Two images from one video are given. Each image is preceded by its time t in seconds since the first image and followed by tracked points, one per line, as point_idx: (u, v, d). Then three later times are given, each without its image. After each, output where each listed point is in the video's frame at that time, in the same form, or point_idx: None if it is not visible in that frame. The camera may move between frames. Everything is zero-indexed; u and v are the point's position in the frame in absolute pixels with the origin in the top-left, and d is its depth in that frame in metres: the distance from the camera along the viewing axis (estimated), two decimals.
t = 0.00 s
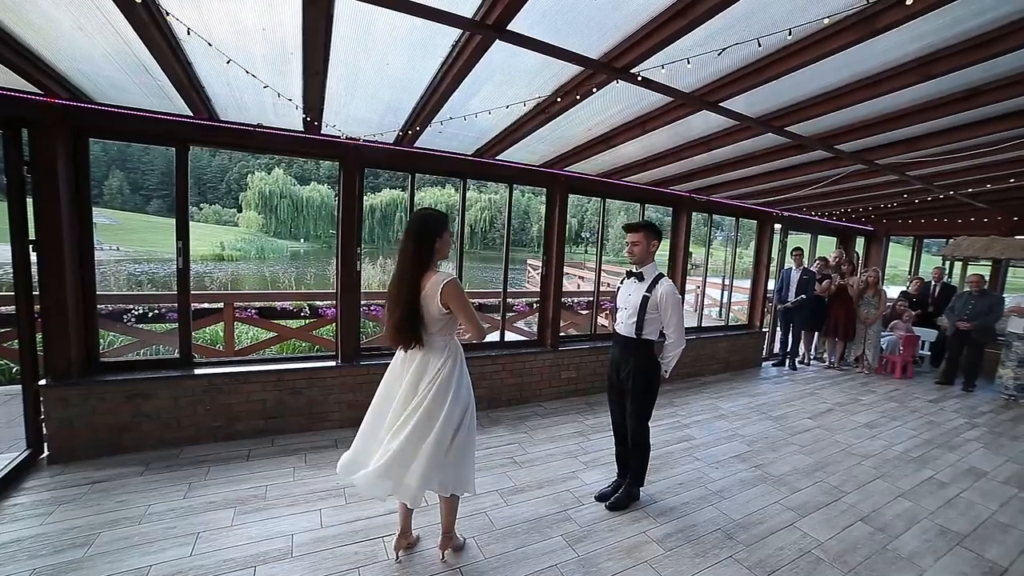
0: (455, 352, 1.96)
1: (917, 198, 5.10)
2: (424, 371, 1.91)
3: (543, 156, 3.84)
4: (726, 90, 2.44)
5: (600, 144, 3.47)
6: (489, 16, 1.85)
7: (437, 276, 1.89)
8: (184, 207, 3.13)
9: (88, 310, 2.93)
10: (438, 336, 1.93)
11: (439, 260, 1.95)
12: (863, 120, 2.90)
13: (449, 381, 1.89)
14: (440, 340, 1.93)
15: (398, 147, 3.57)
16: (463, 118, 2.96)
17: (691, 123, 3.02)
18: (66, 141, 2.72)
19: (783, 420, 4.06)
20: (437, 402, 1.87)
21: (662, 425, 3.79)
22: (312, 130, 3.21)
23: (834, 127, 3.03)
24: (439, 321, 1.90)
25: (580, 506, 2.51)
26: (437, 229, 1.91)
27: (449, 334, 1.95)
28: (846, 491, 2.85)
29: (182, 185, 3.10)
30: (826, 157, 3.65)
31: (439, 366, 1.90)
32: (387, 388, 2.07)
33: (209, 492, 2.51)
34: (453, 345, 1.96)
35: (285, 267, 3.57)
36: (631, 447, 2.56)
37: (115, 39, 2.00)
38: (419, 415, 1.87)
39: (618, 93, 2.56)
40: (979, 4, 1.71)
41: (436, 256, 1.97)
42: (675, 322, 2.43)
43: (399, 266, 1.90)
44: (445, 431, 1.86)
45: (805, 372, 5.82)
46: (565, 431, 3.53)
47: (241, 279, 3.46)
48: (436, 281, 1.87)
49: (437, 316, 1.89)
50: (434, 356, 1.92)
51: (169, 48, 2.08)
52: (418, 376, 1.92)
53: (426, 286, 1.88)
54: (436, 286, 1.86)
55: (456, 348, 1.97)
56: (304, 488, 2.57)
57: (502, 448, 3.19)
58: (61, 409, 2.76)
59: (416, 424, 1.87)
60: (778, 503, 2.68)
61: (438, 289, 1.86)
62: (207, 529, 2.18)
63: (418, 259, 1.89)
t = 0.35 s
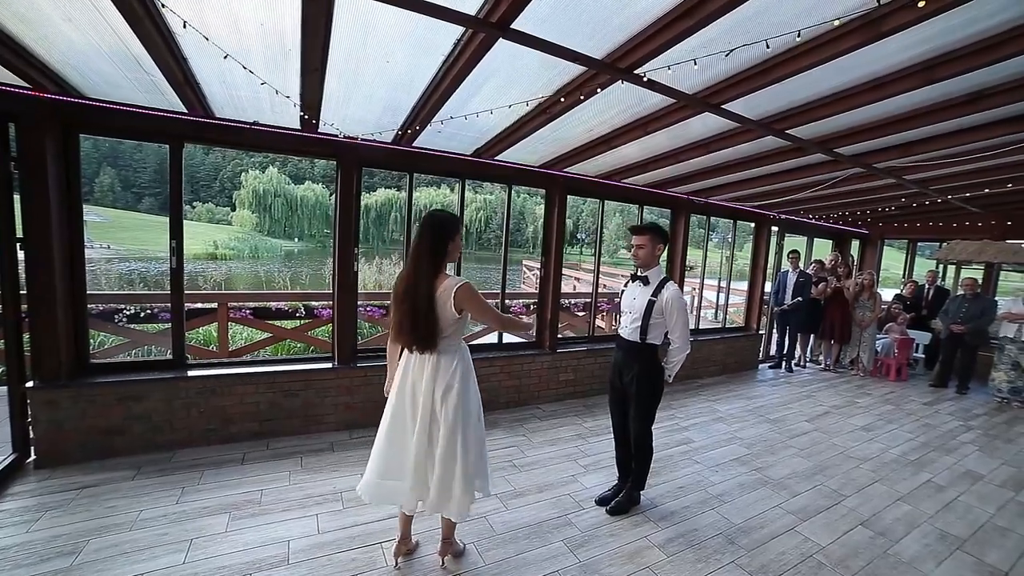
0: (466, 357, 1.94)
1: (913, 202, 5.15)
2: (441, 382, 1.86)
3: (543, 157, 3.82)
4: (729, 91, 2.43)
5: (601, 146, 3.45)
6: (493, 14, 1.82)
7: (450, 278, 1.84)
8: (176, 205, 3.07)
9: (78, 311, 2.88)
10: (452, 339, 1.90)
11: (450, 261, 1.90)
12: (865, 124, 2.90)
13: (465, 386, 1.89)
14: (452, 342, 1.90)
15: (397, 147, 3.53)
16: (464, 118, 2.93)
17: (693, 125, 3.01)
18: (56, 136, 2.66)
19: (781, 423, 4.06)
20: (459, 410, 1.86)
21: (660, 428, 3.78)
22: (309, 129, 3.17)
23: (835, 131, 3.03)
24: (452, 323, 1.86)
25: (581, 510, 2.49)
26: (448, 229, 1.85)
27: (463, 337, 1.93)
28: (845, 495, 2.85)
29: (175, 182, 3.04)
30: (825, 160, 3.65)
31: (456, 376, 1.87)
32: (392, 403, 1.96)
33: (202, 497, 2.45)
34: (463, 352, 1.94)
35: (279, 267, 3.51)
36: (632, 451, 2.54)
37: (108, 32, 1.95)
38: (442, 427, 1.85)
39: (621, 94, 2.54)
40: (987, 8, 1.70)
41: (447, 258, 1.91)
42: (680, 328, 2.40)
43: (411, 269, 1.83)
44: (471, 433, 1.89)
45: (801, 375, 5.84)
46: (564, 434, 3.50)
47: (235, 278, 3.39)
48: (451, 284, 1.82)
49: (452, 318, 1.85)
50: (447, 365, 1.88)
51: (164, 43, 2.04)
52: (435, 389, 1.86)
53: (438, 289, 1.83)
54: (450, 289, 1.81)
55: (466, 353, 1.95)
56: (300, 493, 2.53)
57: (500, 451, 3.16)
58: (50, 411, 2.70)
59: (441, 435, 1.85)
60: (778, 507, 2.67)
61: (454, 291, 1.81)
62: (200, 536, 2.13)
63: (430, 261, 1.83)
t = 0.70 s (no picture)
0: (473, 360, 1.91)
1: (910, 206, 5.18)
2: (456, 386, 1.84)
3: (544, 159, 3.81)
4: (732, 94, 2.42)
5: (602, 148, 3.44)
6: (499, 14, 1.81)
7: (460, 281, 1.82)
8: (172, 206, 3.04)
9: (73, 312, 2.83)
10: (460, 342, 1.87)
11: (459, 263, 1.88)
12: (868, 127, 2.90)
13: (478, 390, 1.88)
14: (461, 346, 1.88)
15: (397, 148, 3.50)
16: (466, 119, 2.91)
17: (695, 128, 3.00)
18: (53, 135, 2.63)
19: (781, 426, 4.06)
20: (474, 414, 1.86)
21: (661, 431, 3.76)
22: (309, 129, 3.14)
23: (837, 134, 3.03)
24: (461, 327, 1.84)
25: (583, 515, 2.47)
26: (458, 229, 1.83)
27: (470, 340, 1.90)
28: (847, 498, 2.84)
29: (171, 182, 3.01)
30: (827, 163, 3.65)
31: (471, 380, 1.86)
32: (402, 408, 1.93)
33: (198, 503, 2.42)
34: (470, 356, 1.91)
35: (276, 268, 3.47)
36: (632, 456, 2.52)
37: (107, 30, 1.92)
38: (457, 429, 1.84)
39: (625, 96, 2.53)
40: (994, 12, 1.70)
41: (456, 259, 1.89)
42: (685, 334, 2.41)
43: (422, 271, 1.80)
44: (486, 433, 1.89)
45: (799, 377, 5.85)
46: (565, 438, 3.48)
47: (231, 279, 3.35)
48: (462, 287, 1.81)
49: (461, 321, 1.83)
50: (459, 369, 1.85)
51: (163, 41, 2.01)
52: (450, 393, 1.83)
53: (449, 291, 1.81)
54: (460, 292, 1.80)
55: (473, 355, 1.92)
56: (299, 498, 2.50)
57: (501, 455, 3.13)
58: (43, 415, 2.65)
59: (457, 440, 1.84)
60: (781, 511, 2.65)
61: (463, 293, 1.79)
62: (198, 542, 2.10)
63: (440, 263, 1.81)
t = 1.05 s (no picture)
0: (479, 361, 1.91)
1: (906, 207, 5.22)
2: (460, 388, 1.83)
3: (543, 160, 3.80)
4: (734, 95, 2.42)
5: (603, 149, 3.44)
6: (502, 15, 1.80)
7: (466, 283, 1.81)
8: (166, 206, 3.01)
9: (67, 315, 2.79)
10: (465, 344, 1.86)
11: (465, 264, 1.86)
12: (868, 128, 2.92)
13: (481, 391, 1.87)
14: (467, 348, 1.87)
15: (396, 148, 3.47)
16: (467, 120, 2.90)
17: (695, 128, 3.00)
18: (47, 136, 2.60)
19: (779, 426, 4.07)
20: (478, 414, 1.85)
21: (661, 432, 3.76)
22: (308, 129, 3.12)
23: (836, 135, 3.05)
24: (467, 328, 1.83)
25: (585, 516, 2.47)
26: (465, 231, 1.82)
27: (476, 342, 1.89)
28: (847, 498, 2.85)
29: (166, 183, 2.98)
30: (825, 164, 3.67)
31: (475, 380, 1.86)
32: (406, 409, 1.92)
33: (197, 508, 2.39)
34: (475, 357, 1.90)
35: (271, 269, 3.45)
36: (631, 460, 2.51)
37: (103, 28, 1.90)
38: (461, 430, 1.83)
39: (626, 97, 2.53)
40: (995, 13, 1.71)
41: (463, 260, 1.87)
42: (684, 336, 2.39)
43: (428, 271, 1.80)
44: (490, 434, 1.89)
45: (797, 377, 5.88)
46: (565, 439, 3.48)
47: (227, 280, 3.32)
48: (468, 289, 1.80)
49: (467, 322, 1.82)
50: (464, 370, 1.85)
51: (162, 40, 1.99)
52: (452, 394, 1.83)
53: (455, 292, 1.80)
54: (466, 293, 1.79)
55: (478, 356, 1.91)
56: (299, 502, 2.47)
57: (503, 456, 3.12)
58: (37, 420, 2.62)
59: (460, 441, 1.83)
60: (781, 511, 2.66)
61: (470, 295, 1.79)
62: (196, 548, 2.07)
63: (447, 264, 1.80)
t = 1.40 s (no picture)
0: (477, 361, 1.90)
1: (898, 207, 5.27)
2: (459, 388, 1.82)
3: (541, 160, 3.80)
4: (732, 96, 2.44)
5: (601, 149, 3.44)
6: (503, 15, 1.80)
7: (464, 284, 1.80)
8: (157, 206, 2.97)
9: (60, 318, 2.75)
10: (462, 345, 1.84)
11: (463, 266, 1.86)
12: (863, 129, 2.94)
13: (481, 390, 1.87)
14: (466, 350, 1.86)
15: (394, 148, 3.46)
16: (466, 120, 2.89)
17: (693, 129, 3.01)
18: (39, 136, 2.56)
19: (776, 424, 4.10)
20: (477, 414, 1.85)
21: (660, 431, 3.77)
22: (305, 129, 3.09)
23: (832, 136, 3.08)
24: (465, 331, 1.82)
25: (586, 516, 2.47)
26: (462, 232, 1.82)
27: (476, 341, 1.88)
28: (844, 495, 2.88)
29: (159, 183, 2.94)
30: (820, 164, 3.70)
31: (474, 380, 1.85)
32: (406, 409, 1.92)
33: (194, 512, 2.37)
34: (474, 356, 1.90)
35: (265, 269, 3.44)
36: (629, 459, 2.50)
37: (97, 26, 1.87)
38: (460, 430, 1.82)
39: (624, 98, 2.54)
40: (990, 16, 1.74)
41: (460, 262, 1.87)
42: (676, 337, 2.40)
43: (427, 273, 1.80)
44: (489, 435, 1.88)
45: (792, 375, 5.92)
46: (564, 439, 3.48)
47: (221, 280, 3.31)
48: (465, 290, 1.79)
49: (466, 324, 1.81)
50: (463, 370, 1.84)
51: (156, 37, 1.96)
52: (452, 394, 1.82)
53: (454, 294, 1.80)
54: (464, 296, 1.78)
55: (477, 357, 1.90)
56: (299, 505, 2.46)
57: (503, 457, 3.12)
58: (29, 424, 2.58)
59: (460, 441, 1.83)
60: (780, 509, 2.68)
61: (469, 297, 1.78)
62: (195, 553, 2.05)
63: (446, 266, 1.79)
